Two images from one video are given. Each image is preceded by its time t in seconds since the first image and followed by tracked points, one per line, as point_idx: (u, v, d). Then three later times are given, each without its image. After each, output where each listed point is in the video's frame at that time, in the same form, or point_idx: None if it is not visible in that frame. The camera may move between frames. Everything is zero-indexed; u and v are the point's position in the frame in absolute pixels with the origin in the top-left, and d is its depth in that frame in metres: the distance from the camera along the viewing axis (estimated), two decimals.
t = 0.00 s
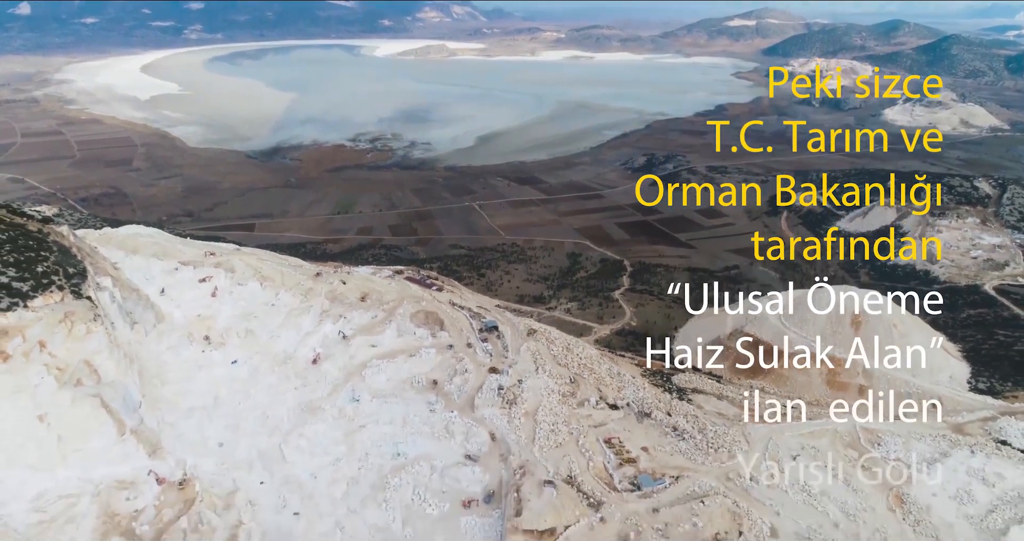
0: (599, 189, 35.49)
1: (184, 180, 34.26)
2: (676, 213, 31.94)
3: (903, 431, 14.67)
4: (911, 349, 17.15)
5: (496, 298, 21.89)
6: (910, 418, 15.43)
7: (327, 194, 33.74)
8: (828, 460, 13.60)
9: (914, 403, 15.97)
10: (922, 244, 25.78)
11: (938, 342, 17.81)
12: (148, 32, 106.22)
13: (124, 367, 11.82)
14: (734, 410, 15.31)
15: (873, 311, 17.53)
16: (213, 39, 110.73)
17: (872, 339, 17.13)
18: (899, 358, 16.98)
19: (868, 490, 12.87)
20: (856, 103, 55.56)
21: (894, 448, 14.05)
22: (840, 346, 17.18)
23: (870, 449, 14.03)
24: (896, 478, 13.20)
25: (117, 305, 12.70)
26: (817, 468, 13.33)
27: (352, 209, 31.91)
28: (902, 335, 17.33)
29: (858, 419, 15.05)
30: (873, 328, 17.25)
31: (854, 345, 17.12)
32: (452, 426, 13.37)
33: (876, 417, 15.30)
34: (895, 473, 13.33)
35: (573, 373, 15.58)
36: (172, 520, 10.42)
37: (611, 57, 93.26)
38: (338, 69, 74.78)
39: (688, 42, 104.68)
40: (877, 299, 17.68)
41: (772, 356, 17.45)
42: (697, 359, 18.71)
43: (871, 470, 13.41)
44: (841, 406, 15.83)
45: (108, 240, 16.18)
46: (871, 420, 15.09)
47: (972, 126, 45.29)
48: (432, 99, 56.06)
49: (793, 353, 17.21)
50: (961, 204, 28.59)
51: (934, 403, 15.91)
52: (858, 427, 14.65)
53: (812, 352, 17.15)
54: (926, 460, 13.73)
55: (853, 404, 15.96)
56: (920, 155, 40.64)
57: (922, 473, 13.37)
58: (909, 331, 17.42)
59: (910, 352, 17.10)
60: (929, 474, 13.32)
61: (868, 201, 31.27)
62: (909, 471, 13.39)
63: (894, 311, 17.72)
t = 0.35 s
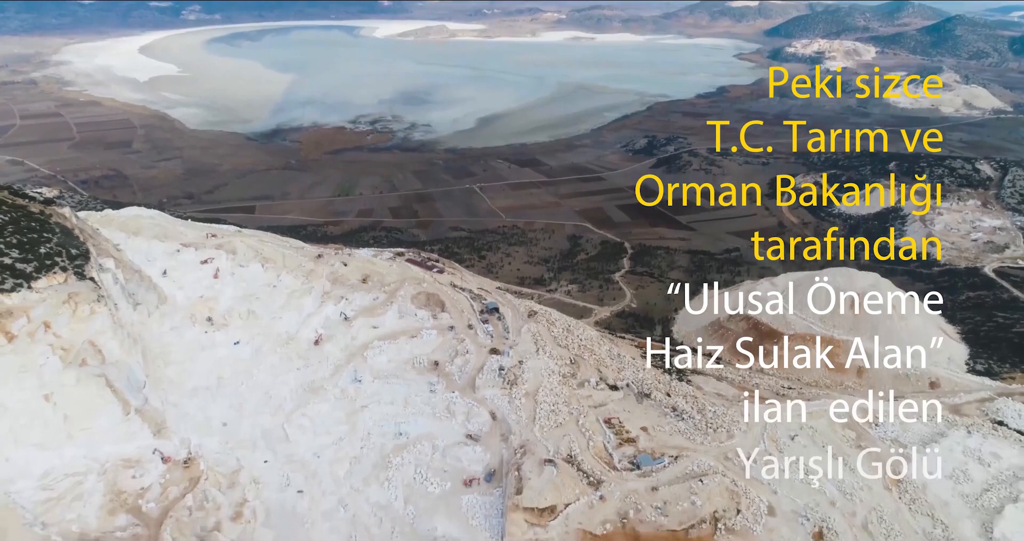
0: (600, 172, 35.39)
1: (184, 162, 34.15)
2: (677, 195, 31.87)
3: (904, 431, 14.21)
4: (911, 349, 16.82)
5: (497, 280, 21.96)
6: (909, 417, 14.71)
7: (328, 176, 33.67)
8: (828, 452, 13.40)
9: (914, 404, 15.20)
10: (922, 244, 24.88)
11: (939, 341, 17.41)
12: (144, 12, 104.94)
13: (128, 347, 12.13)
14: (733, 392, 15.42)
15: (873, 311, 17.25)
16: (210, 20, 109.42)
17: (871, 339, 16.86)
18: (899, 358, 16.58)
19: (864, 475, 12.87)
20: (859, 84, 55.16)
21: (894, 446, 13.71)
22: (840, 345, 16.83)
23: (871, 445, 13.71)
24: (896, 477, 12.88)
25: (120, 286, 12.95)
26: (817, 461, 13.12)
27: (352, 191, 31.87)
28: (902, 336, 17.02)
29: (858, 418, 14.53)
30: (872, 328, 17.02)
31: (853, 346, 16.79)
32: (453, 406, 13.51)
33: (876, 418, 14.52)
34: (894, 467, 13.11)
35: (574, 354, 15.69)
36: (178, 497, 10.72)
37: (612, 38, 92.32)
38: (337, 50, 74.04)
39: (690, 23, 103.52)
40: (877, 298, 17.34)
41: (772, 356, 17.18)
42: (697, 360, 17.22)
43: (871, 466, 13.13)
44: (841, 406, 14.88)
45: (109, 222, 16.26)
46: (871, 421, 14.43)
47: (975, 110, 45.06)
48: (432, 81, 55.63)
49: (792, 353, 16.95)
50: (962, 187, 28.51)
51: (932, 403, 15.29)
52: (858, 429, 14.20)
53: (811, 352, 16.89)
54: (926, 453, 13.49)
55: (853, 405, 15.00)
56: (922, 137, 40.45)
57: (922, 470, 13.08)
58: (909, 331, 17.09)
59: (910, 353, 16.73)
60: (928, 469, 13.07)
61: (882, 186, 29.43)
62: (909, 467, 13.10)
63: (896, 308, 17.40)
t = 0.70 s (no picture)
0: (601, 153, 35.28)
1: (184, 143, 34.07)
2: (678, 176, 31.79)
3: (904, 432, 13.64)
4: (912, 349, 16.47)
5: (498, 262, 22.01)
6: (909, 417, 14.14)
7: (328, 158, 33.60)
8: (828, 450, 13.01)
9: (914, 403, 14.56)
10: (921, 244, 23.79)
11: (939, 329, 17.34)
12: None
13: (133, 326, 12.28)
14: (733, 372, 15.55)
15: (873, 311, 17.17)
16: None
17: (871, 339, 16.65)
18: (900, 358, 16.30)
19: (862, 469, 12.65)
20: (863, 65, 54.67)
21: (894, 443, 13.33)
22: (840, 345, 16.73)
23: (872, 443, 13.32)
24: (896, 475, 12.57)
25: (122, 267, 13.03)
26: (817, 459, 12.76)
27: (352, 173, 31.83)
28: (904, 336, 16.79)
29: (859, 418, 14.03)
30: (871, 323, 17.02)
31: (853, 345, 16.66)
32: (455, 386, 13.63)
33: (875, 411, 14.22)
34: (894, 465, 12.81)
35: (574, 334, 15.80)
36: (183, 475, 10.91)
37: (614, 18, 91.35)
38: (336, 31, 73.37)
39: (693, 3, 102.25)
40: (877, 298, 17.24)
41: (772, 356, 16.77)
42: (698, 358, 16.04)
43: (871, 464, 12.80)
44: (841, 405, 14.37)
45: (112, 202, 16.26)
46: (872, 421, 13.92)
47: (979, 91, 44.69)
48: (433, 62, 55.18)
49: (792, 353, 16.86)
50: (964, 169, 28.41)
51: (934, 402, 14.58)
52: (858, 429, 13.69)
53: (811, 352, 16.80)
54: (927, 451, 13.15)
55: (853, 403, 14.45)
56: (925, 119, 40.20)
57: (921, 468, 12.80)
58: (910, 330, 16.91)
59: (911, 353, 16.40)
60: (928, 468, 12.79)
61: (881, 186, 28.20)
62: (908, 465, 12.81)
63: (897, 308, 17.26)
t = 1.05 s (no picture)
0: (602, 135, 35.17)
1: (184, 125, 33.98)
2: (680, 158, 31.70)
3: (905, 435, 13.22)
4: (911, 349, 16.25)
5: (499, 244, 22.05)
6: (909, 418, 13.65)
7: (328, 140, 33.53)
8: (828, 449, 12.69)
9: (914, 403, 14.03)
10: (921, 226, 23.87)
11: (939, 310, 17.49)
12: None
13: (136, 307, 12.38)
14: (732, 352, 15.68)
15: (873, 310, 17.02)
16: None
17: (870, 339, 16.57)
18: (899, 359, 15.78)
19: (861, 466, 12.43)
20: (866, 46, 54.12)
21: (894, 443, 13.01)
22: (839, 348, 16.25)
23: (872, 443, 12.96)
24: (896, 476, 12.29)
25: (125, 248, 13.08)
26: (817, 458, 12.47)
27: (352, 155, 31.77)
28: (904, 318, 17.09)
29: (858, 418, 13.60)
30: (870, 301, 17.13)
31: (853, 347, 16.27)
32: (456, 367, 13.74)
33: (874, 391, 14.35)
34: (894, 464, 12.54)
35: (575, 315, 15.88)
36: (188, 453, 11.02)
37: None
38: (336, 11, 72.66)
39: None
40: (877, 298, 17.13)
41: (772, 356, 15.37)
42: (699, 358, 15.05)
43: (871, 463, 12.52)
44: (841, 405, 13.89)
45: (113, 184, 16.27)
46: (873, 422, 13.47)
47: (983, 71, 43.10)
48: (433, 42, 54.73)
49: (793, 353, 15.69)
50: (966, 151, 28.29)
51: (935, 403, 14.02)
52: (858, 430, 13.25)
53: (812, 353, 15.79)
54: (926, 450, 12.87)
55: (853, 403, 14.00)
56: (927, 101, 39.96)
57: (922, 468, 12.51)
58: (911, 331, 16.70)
59: (911, 353, 16.04)
60: (929, 468, 12.50)
61: (881, 186, 27.26)
62: (908, 465, 12.53)
63: (897, 308, 17.18)
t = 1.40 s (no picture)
0: (603, 116, 34.98)
1: (183, 106, 33.74)
2: (681, 140, 31.57)
3: (904, 436, 12.83)
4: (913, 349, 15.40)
5: (499, 226, 22.07)
6: (909, 418, 13.23)
7: (328, 121, 33.38)
8: (827, 449, 12.36)
9: (914, 402, 13.55)
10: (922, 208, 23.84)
11: (939, 292, 17.52)
12: None
13: (139, 288, 12.46)
14: (732, 333, 15.78)
15: (873, 310, 16.62)
16: None
17: (871, 340, 15.73)
18: (900, 358, 14.98)
19: (860, 466, 12.14)
20: (870, 25, 53.52)
21: (893, 442, 12.68)
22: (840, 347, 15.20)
23: (871, 442, 12.62)
24: (896, 476, 11.98)
25: (127, 229, 13.13)
26: (817, 457, 12.14)
27: (352, 136, 31.64)
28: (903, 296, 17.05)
29: (858, 418, 13.16)
30: (870, 283, 17.22)
31: (853, 347, 15.22)
32: (457, 346, 13.84)
33: (871, 372, 14.45)
34: (894, 463, 12.23)
35: (575, 296, 15.95)
36: (193, 431, 11.14)
37: None
38: None
39: None
40: (877, 298, 16.78)
41: (772, 357, 14.60)
42: (699, 358, 14.43)
43: (871, 463, 12.21)
44: (841, 405, 13.39)
45: (113, 164, 16.24)
46: (873, 422, 13.07)
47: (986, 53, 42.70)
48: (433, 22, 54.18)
49: (792, 353, 14.85)
50: (968, 132, 28.09)
51: (934, 402, 13.60)
52: (858, 431, 12.83)
53: (812, 353, 14.90)
54: (927, 450, 12.53)
55: (852, 403, 13.49)
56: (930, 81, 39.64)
57: (922, 468, 12.19)
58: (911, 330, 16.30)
59: (911, 353, 15.18)
60: (929, 467, 12.19)
61: (881, 186, 26.08)
62: (909, 465, 12.21)
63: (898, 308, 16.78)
